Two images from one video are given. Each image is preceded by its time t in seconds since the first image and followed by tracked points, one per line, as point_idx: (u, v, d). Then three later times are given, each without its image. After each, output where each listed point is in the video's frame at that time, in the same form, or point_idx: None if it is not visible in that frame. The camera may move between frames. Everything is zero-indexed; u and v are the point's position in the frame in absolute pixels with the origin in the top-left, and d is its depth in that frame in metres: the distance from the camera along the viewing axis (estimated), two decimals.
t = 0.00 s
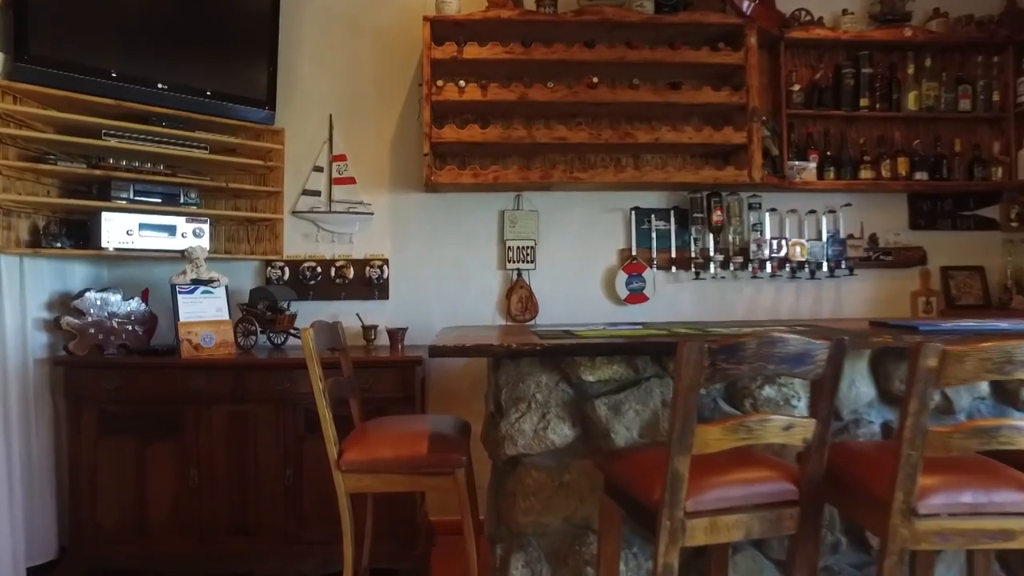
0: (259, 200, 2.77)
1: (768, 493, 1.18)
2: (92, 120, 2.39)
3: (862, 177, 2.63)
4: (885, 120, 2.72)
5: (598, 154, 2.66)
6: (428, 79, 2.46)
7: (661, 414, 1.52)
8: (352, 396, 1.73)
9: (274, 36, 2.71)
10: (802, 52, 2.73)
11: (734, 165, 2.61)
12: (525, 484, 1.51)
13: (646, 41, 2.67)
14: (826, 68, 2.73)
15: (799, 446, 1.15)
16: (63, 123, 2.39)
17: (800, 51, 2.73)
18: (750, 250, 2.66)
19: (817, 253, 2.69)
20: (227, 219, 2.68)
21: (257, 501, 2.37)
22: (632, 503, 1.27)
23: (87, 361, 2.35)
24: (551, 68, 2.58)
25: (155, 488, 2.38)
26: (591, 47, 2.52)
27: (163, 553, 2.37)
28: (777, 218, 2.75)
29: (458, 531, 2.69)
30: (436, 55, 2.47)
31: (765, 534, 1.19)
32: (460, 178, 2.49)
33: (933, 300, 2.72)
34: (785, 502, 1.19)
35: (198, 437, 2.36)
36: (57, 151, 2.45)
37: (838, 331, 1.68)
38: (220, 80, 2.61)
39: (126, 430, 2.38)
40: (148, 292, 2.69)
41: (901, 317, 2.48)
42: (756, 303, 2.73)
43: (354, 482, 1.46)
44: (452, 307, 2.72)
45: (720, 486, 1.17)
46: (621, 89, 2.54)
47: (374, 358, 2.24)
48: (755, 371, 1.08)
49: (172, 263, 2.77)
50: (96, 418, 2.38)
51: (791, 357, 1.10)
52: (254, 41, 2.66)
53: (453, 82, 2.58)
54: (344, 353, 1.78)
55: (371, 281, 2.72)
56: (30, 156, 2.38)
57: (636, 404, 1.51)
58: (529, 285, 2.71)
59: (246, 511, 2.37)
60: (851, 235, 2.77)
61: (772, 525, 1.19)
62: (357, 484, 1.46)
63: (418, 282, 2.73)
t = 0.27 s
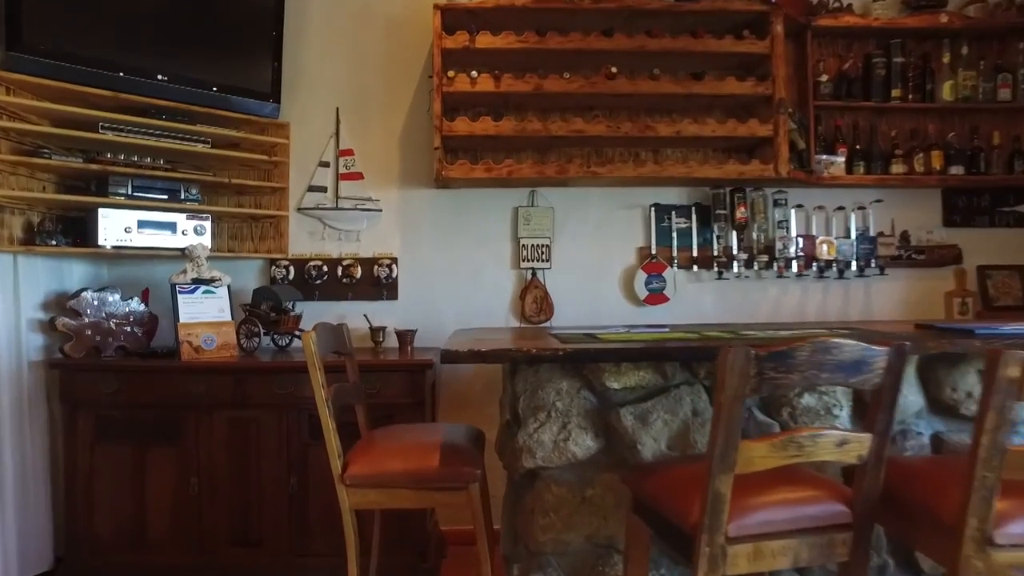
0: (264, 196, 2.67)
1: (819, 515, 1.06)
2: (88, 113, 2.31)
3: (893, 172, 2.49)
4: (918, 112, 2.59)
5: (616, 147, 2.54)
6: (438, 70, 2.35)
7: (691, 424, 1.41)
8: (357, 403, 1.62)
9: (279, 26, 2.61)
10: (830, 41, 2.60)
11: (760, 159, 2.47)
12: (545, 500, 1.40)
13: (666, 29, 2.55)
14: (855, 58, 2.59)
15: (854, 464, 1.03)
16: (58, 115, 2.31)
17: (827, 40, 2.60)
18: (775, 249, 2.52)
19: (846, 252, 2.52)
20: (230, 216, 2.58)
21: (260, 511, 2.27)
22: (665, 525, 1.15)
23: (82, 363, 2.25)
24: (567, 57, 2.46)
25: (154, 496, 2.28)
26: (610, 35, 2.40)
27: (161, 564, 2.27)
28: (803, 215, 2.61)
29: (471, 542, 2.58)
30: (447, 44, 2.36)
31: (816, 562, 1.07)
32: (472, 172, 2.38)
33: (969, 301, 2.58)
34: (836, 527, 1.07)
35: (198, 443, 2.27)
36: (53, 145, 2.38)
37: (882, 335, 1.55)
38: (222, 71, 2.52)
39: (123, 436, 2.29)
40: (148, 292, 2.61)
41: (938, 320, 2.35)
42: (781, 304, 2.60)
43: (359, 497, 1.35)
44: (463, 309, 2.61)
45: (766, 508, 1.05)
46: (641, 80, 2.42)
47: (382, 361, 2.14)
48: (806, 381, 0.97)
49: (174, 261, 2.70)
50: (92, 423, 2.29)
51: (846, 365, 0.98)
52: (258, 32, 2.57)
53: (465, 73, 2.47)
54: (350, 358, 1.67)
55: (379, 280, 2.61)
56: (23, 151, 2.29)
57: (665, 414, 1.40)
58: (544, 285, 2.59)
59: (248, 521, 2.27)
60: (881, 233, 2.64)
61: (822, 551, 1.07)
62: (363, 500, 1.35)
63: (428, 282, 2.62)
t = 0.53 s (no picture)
0: (275, 192, 2.56)
1: (901, 555, 1.00)
2: (91, 106, 2.24)
3: (946, 163, 2.30)
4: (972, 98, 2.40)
5: (646, 139, 2.38)
6: (457, 58, 2.22)
7: (737, 440, 1.27)
8: (368, 414, 1.50)
9: (290, 14, 2.51)
10: (874, 24, 2.42)
11: (799, 151, 2.30)
12: (575, 523, 1.28)
13: (699, 12, 2.39)
14: (904, 41, 2.42)
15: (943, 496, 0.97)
16: (60, 109, 2.24)
17: (872, 22, 2.43)
18: (816, 246, 2.32)
19: (892, 250, 2.34)
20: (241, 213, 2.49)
21: (270, 522, 2.18)
22: (712, 556, 1.04)
23: (83, 367, 2.18)
24: (592, 43, 2.31)
25: (159, 505, 2.21)
26: (639, 19, 2.24)
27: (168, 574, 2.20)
28: (846, 210, 2.43)
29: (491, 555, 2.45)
30: (465, 31, 2.22)
31: None
32: (492, 166, 2.24)
33: None
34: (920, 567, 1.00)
35: (204, 451, 2.18)
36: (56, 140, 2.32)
37: (954, 340, 1.39)
38: (230, 61, 2.43)
39: (128, 443, 2.21)
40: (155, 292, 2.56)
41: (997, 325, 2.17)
42: (822, 306, 2.43)
43: (368, 520, 1.23)
44: (483, 310, 2.48)
45: (843, 545, 0.99)
46: (672, 66, 2.25)
47: (396, 367, 2.01)
48: (890, 398, 0.89)
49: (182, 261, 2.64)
50: (96, 429, 2.22)
51: (938, 380, 0.90)
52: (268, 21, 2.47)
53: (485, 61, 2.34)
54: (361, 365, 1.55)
55: (395, 280, 2.49)
56: (24, 145, 2.23)
57: (708, 428, 1.26)
58: (569, 285, 2.45)
59: (257, 532, 2.19)
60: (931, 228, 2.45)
61: None
62: (373, 523, 1.23)
63: (446, 283, 2.49)
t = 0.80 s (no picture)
0: (301, 189, 2.48)
1: None
2: (112, 100, 2.18)
3: None
4: None
5: (690, 130, 2.23)
6: (489, 45, 2.10)
7: (807, 461, 1.17)
8: (394, 425, 1.38)
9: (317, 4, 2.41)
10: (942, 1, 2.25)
11: (860, 141, 2.11)
12: (623, 551, 1.19)
13: None
14: (977, 17, 2.25)
15: None
16: (81, 103, 2.20)
17: None
18: (877, 243, 2.16)
19: (964, 247, 2.16)
20: (267, 210, 2.41)
21: (294, 535, 2.09)
22: None
23: (104, 370, 2.12)
24: (634, 28, 2.16)
25: (181, 514, 2.13)
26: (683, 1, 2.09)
27: None
28: (910, 205, 2.25)
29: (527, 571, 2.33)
30: (498, 17, 2.10)
31: None
32: (527, 160, 2.12)
33: None
34: None
35: (227, 458, 2.10)
36: (80, 137, 2.29)
37: None
38: (255, 53, 2.35)
39: (149, 449, 2.14)
40: (180, 294, 2.50)
41: None
42: (883, 308, 2.25)
43: (393, 545, 1.12)
44: (518, 313, 2.36)
45: None
46: (719, 52, 2.08)
47: (426, 372, 1.90)
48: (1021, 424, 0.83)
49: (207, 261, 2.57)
50: (118, 434, 2.16)
51: None
52: (293, 11, 2.39)
53: (519, 49, 2.21)
54: (387, 372, 1.43)
55: (425, 281, 2.38)
56: (46, 142, 2.22)
57: (773, 448, 1.16)
58: (609, 286, 2.31)
59: (281, 544, 2.09)
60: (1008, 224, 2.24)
61: None
62: (399, 548, 1.12)
63: (479, 284, 2.37)
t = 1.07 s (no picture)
0: (344, 187, 2.42)
1: None
2: (157, 98, 2.15)
3: None
4: None
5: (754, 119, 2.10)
6: (539, 34, 2.00)
7: (912, 486, 1.10)
8: (442, 436, 1.29)
9: None
10: None
11: (946, 127, 1.94)
12: None
13: None
14: None
15: None
16: (129, 102, 2.18)
17: None
18: (963, 240, 1.99)
19: None
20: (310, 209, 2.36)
21: (338, 544, 2.02)
22: None
23: (149, 371, 2.10)
24: (694, 12, 2.03)
25: (224, 519, 2.09)
26: None
27: None
28: (1004, 196, 2.04)
29: None
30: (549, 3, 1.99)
31: None
32: (580, 153, 2.02)
33: None
34: None
35: (270, 463, 2.05)
36: (127, 135, 2.27)
37: None
38: (299, 48, 2.30)
39: (193, 452, 2.11)
40: (224, 294, 2.47)
41: None
42: (969, 311, 2.07)
43: (442, 567, 1.04)
44: (570, 315, 2.25)
45: None
46: (788, 34, 1.92)
47: (474, 377, 1.82)
48: None
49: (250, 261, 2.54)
50: (162, 435, 2.14)
51: None
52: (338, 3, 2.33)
53: (571, 37, 2.11)
54: (435, 379, 1.35)
55: (473, 281, 2.29)
56: (94, 141, 2.20)
57: (869, 470, 1.10)
58: (666, 286, 2.19)
59: (325, 554, 2.03)
60: None
61: None
62: (447, 570, 1.05)
63: (529, 285, 2.28)
